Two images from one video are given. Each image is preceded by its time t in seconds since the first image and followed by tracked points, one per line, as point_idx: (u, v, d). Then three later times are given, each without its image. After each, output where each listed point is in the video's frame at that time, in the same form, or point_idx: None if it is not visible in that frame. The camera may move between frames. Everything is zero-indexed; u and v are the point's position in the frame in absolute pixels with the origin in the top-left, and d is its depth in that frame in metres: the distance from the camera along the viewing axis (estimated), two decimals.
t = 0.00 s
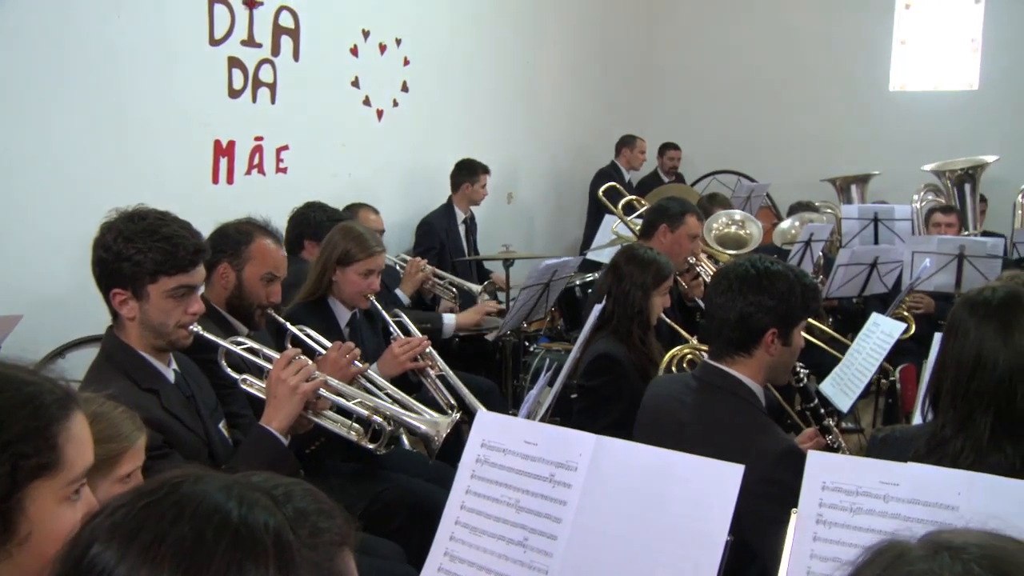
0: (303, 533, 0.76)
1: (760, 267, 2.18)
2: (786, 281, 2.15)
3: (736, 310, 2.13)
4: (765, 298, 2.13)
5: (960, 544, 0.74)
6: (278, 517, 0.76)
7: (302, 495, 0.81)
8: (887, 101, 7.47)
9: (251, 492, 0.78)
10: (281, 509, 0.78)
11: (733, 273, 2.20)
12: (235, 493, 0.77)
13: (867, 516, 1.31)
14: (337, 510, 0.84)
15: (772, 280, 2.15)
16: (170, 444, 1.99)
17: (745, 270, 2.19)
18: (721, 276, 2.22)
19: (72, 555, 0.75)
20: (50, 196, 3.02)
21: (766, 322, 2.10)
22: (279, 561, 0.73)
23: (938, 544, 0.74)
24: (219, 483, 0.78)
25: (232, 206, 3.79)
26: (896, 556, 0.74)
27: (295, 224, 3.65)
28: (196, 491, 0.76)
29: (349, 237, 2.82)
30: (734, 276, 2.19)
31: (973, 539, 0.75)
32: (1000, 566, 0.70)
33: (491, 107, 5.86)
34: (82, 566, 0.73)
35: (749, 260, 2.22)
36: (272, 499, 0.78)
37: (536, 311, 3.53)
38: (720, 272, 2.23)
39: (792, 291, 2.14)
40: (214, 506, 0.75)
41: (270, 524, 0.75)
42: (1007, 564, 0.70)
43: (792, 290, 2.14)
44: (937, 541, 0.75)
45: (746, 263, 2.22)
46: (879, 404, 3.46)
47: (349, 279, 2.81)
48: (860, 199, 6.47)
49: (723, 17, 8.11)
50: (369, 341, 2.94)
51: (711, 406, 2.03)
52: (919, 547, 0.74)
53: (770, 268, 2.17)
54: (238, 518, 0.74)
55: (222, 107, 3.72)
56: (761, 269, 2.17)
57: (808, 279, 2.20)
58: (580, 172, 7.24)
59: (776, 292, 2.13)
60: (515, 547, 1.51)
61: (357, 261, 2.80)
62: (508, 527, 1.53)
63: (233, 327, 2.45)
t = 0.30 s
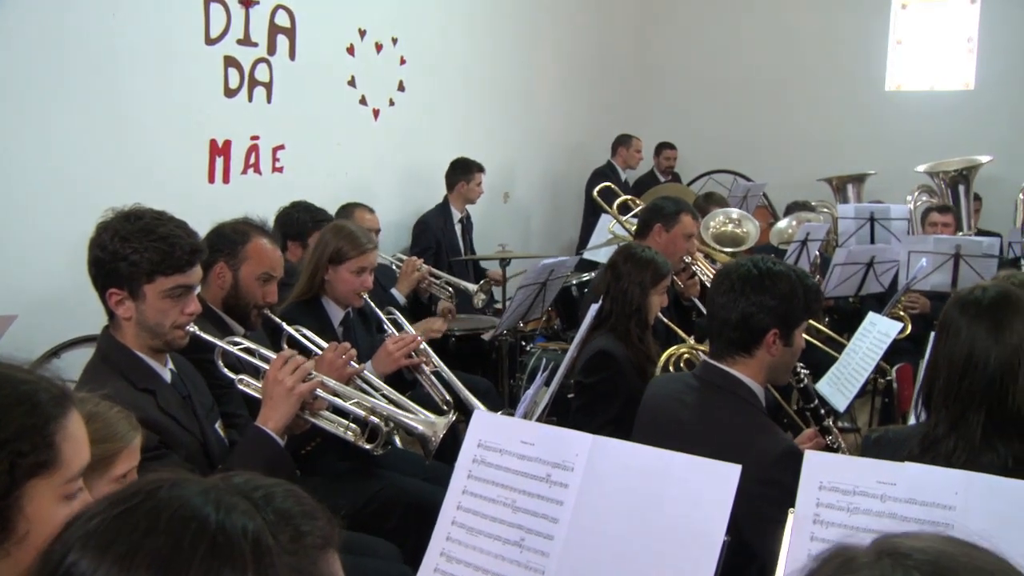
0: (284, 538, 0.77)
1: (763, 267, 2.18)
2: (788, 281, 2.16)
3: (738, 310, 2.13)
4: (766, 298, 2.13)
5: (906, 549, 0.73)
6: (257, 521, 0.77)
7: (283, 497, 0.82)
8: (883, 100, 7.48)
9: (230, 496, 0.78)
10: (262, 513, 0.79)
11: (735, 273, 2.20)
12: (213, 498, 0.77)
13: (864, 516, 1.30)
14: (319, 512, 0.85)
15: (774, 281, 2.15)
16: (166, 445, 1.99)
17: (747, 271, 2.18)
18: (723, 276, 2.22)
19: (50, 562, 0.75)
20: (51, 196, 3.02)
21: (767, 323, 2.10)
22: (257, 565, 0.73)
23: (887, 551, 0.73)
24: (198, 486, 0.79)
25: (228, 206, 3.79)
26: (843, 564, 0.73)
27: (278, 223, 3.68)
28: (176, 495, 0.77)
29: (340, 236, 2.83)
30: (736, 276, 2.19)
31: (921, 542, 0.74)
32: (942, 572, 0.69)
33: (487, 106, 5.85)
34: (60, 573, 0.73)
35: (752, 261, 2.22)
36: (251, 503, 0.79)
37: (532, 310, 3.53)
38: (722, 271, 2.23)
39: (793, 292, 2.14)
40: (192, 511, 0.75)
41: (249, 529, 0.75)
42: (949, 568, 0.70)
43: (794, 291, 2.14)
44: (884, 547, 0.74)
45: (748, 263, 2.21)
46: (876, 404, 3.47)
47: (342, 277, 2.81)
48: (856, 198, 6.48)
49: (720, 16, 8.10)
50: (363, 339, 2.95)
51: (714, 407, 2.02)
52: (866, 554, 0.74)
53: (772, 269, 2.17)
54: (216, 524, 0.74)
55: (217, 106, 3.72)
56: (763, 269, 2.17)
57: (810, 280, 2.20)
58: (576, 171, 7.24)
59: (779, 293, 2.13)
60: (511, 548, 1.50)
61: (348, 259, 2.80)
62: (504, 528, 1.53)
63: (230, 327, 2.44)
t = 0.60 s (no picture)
0: (276, 537, 0.76)
1: (766, 266, 2.15)
2: (791, 281, 2.13)
3: (740, 308, 2.11)
4: (770, 297, 2.10)
5: (867, 542, 0.75)
6: (250, 520, 0.76)
7: (274, 498, 0.81)
8: (877, 99, 7.50)
9: (222, 494, 0.78)
10: (254, 511, 0.78)
11: (737, 272, 2.17)
12: (205, 496, 0.77)
13: (857, 514, 1.31)
14: (311, 513, 0.85)
15: (778, 281, 2.13)
16: (159, 445, 1.98)
17: (751, 270, 2.16)
18: (726, 275, 2.19)
19: (39, 558, 0.75)
20: (49, 196, 3.03)
21: (770, 322, 2.08)
22: (250, 563, 0.72)
23: (848, 543, 0.75)
24: (190, 485, 0.79)
25: (221, 205, 3.78)
26: (805, 556, 0.75)
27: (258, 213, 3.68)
28: (166, 493, 0.77)
29: (327, 233, 2.86)
30: (739, 275, 2.16)
31: (887, 539, 0.75)
32: (900, 566, 0.71)
33: (481, 105, 5.85)
34: (48, 571, 0.73)
35: (755, 259, 2.19)
36: (244, 502, 0.78)
37: (525, 309, 3.53)
38: (724, 270, 2.20)
39: (796, 292, 2.12)
40: (184, 509, 0.75)
41: (241, 528, 0.75)
42: (909, 564, 0.71)
43: (797, 291, 2.12)
44: (845, 540, 0.76)
45: (751, 262, 2.19)
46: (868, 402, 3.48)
47: (330, 275, 2.83)
48: (849, 197, 6.49)
49: (713, 14, 8.11)
50: (352, 336, 2.98)
51: (719, 406, 1.99)
52: (827, 548, 0.75)
53: (775, 268, 2.14)
54: (208, 521, 0.74)
55: (210, 105, 3.71)
56: (767, 268, 2.15)
57: (813, 280, 2.18)
58: (569, 170, 7.23)
59: (782, 293, 2.11)
60: (505, 547, 1.50)
61: (336, 256, 2.82)
62: (497, 527, 1.53)
63: (223, 327, 2.44)
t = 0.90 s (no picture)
0: (267, 536, 0.76)
1: (767, 264, 2.01)
2: (791, 279, 2.00)
3: (740, 306, 1.97)
4: (770, 295, 1.96)
5: (859, 534, 0.75)
6: (240, 520, 0.75)
7: (264, 500, 0.81)
8: (867, 96, 7.52)
9: (213, 494, 0.78)
10: (246, 511, 0.77)
11: (737, 269, 2.03)
12: (195, 495, 0.77)
13: (847, 512, 1.31)
14: (301, 515, 0.84)
15: (778, 279, 1.98)
16: (148, 446, 1.98)
17: (751, 267, 2.01)
18: (725, 272, 2.04)
19: (27, 555, 0.74)
20: (40, 196, 3.02)
21: (769, 320, 1.94)
22: (240, 564, 0.72)
23: (838, 535, 0.75)
24: (179, 484, 0.78)
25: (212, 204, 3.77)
26: (796, 548, 0.75)
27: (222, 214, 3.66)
28: (155, 492, 0.76)
29: (309, 233, 2.89)
30: (740, 272, 2.02)
31: (879, 532, 0.75)
32: (893, 557, 0.71)
33: (472, 104, 5.84)
34: (36, 569, 0.72)
35: (754, 257, 2.05)
36: (235, 502, 0.78)
37: (516, 308, 3.53)
38: (722, 268, 2.06)
39: (796, 291, 1.98)
40: (173, 510, 0.74)
41: (232, 528, 0.74)
42: (901, 556, 0.71)
43: (799, 290, 1.98)
44: (837, 532, 0.76)
45: (751, 259, 2.05)
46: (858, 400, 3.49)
47: (315, 274, 2.85)
48: (839, 195, 6.51)
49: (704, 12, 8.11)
50: (337, 336, 2.99)
51: (716, 403, 1.89)
52: (818, 540, 0.75)
53: (776, 266, 2.00)
54: (198, 521, 0.74)
55: (200, 104, 3.70)
56: (767, 266, 2.00)
57: (814, 279, 2.04)
58: (560, 168, 7.23)
59: (781, 291, 1.97)
60: (495, 548, 1.50)
61: (320, 254, 2.85)
62: (487, 527, 1.53)
63: (211, 327, 2.43)
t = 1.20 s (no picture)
0: (220, 539, 0.75)
1: (743, 260, 2.01)
2: (768, 275, 2.00)
3: (715, 301, 1.97)
4: (745, 290, 1.96)
5: (860, 525, 0.75)
6: (194, 523, 0.75)
7: (219, 501, 0.80)
8: (840, 92, 7.60)
9: (165, 497, 0.78)
10: (200, 515, 0.77)
11: (713, 265, 2.03)
12: (146, 498, 0.76)
13: (817, 506, 1.32)
14: (259, 516, 0.83)
15: (754, 274, 1.98)
16: (117, 447, 1.97)
17: (727, 264, 2.02)
18: (700, 268, 2.05)
19: None
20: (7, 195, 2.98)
21: (744, 315, 1.94)
22: (192, 567, 0.72)
23: (842, 526, 0.75)
24: (132, 488, 0.78)
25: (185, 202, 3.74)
26: (799, 538, 0.75)
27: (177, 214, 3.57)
28: (107, 497, 0.76)
29: (276, 230, 2.90)
30: (715, 268, 2.02)
31: (879, 523, 0.76)
32: (897, 546, 0.71)
33: (447, 100, 5.84)
34: None
35: (731, 253, 2.05)
36: (188, 505, 0.78)
37: (490, 305, 3.53)
38: (699, 264, 2.06)
39: (772, 286, 1.98)
40: (125, 514, 0.74)
41: (183, 532, 0.74)
42: (904, 547, 0.71)
43: (773, 285, 1.98)
44: (838, 524, 0.76)
45: (727, 255, 2.05)
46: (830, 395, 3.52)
47: (283, 269, 2.87)
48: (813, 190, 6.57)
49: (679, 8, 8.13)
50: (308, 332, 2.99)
51: (696, 398, 1.85)
52: (823, 531, 0.75)
53: (752, 262, 2.01)
54: (149, 525, 0.73)
55: (171, 100, 3.67)
56: (743, 262, 2.01)
57: (789, 274, 2.04)
58: (535, 164, 7.24)
59: (757, 287, 1.97)
60: (468, 546, 1.50)
61: (288, 249, 2.87)
62: (460, 526, 1.53)
63: (182, 326, 2.42)
